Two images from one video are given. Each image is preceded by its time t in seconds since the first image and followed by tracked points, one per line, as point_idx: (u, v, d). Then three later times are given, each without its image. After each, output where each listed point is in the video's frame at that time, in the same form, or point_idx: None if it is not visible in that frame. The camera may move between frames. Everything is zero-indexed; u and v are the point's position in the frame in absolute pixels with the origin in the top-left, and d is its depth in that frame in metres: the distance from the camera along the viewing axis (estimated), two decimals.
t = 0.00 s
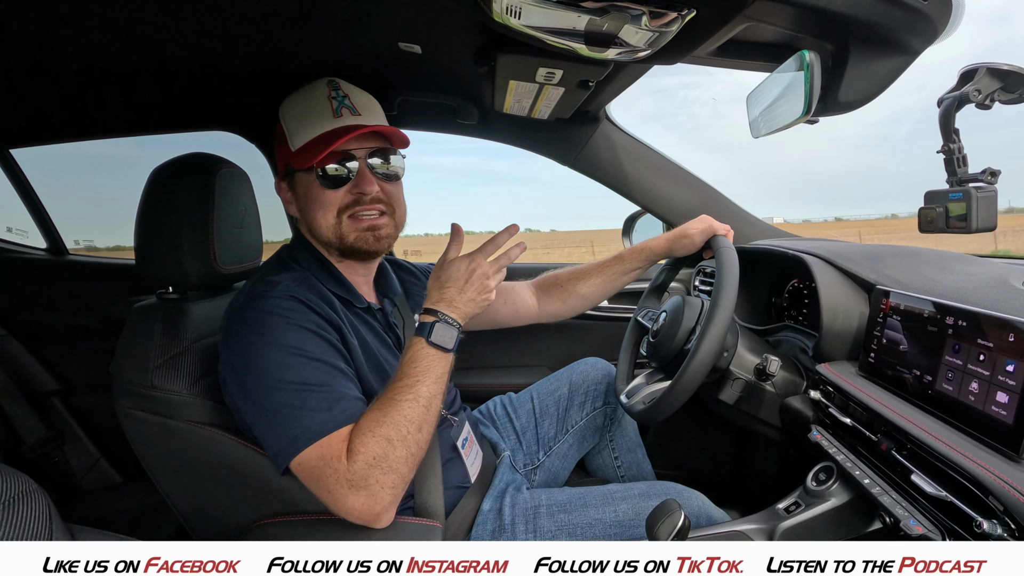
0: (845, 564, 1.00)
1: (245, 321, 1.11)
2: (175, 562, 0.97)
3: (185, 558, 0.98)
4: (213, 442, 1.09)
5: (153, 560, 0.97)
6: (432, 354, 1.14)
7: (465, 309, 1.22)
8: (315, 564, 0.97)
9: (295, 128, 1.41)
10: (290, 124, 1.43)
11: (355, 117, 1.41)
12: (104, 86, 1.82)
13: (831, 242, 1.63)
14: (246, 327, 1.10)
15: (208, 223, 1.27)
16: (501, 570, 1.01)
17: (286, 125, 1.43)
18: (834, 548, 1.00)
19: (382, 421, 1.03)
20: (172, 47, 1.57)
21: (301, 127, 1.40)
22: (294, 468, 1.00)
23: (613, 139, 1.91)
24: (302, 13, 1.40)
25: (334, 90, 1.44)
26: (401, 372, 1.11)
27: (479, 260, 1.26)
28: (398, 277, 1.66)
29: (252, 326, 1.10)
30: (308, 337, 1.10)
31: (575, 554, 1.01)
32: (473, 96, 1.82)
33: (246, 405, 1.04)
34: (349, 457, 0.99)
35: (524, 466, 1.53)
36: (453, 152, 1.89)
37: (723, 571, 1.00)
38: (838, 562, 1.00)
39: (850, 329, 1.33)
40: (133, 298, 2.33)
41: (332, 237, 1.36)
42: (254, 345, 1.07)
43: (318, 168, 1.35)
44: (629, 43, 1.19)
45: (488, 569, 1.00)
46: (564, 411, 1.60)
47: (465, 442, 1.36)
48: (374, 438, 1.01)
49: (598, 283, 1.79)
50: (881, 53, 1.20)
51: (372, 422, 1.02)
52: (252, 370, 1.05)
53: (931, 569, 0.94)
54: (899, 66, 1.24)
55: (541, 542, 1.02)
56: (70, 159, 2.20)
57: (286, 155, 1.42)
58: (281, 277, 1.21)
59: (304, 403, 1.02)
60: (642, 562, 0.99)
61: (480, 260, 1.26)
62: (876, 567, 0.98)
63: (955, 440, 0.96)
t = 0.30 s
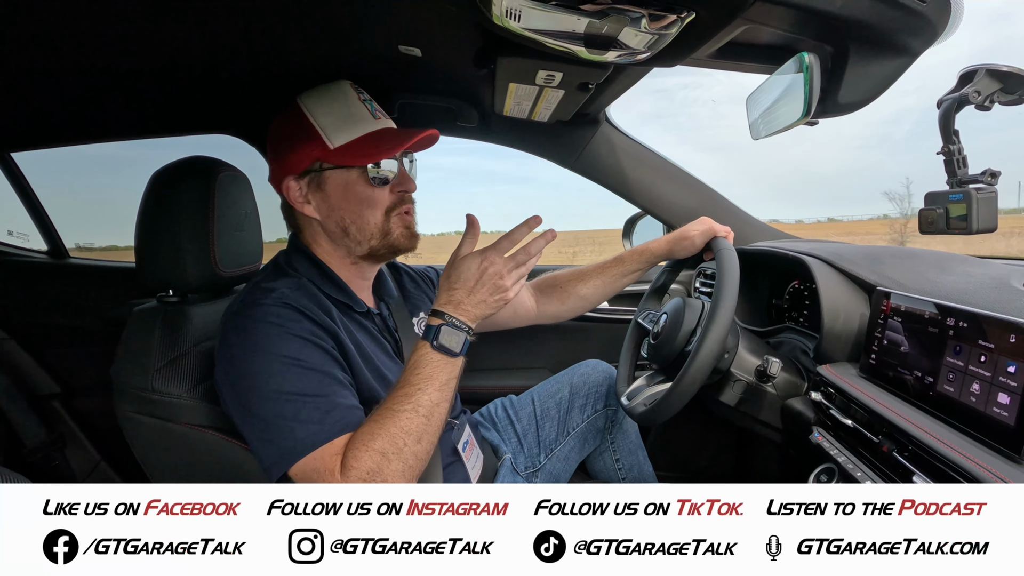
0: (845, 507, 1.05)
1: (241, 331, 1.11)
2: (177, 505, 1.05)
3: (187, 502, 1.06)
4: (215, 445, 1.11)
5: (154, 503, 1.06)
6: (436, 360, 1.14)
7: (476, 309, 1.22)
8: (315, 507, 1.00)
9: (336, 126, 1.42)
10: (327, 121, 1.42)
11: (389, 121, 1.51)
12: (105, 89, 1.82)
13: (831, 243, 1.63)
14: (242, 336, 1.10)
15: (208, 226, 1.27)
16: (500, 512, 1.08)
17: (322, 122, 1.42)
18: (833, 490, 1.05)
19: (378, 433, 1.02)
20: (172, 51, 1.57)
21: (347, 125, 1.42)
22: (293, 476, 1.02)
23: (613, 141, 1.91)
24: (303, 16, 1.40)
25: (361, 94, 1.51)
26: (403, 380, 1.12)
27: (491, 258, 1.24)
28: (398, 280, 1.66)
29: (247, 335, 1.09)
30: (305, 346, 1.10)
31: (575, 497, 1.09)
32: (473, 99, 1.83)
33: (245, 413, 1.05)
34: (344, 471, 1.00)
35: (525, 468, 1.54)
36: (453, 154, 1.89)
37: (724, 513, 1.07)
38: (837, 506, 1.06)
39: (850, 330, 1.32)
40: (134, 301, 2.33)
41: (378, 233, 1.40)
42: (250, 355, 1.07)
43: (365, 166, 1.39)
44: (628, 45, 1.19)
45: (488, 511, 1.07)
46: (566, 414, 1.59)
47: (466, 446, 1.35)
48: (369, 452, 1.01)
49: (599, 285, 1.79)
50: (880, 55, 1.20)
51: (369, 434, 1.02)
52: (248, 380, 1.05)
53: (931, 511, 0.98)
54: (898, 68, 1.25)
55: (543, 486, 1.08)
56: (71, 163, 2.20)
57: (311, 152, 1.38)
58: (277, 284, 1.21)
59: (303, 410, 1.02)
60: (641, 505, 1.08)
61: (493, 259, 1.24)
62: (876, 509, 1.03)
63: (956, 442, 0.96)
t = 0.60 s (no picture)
0: (845, 507, 1.05)
1: (244, 334, 1.10)
2: (178, 505, 1.05)
3: (187, 502, 1.07)
4: (214, 448, 1.10)
5: (154, 503, 1.06)
6: (437, 364, 1.13)
7: (476, 313, 1.20)
8: (315, 507, 1.00)
9: (350, 124, 1.42)
10: (340, 119, 1.41)
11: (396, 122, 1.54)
12: (107, 95, 1.83)
13: (831, 248, 1.63)
14: (246, 339, 1.10)
15: (209, 230, 1.27)
16: (500, 512, 1.09)
17: (336, 120, 1.41)
18: (833, 490, 1.06)
19: (379, 438, 1.01)
20: (174, 56, 1.58)
21: (361, 125, 1.43)
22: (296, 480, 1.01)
23: (613, 147, 1.92)
24: (304, 23, 1.41)
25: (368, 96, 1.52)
26: (405, 383, 1.11)
27: (493, 262, 1.21)
28: (398, 285, 1.66)
29: (250, 338, 1.09)
30: (309, 349, 1.09)
31: (575, 498, 1.10)
32: (473, 105, 1.83)
33: (246, 418, 1.05)
34: (345, 474, 1.00)
35: (525, 474, 1.54)
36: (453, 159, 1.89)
37: (723, 513, 1.08)
38: (837, 506, 1.06)
39: (851, 335, 1.32)
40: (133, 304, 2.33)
41: (393, 227, 1.41)
42: (253, 358, 1.07)
43: (380, 161, 1.41)
44: (628, 51, 1.20)
45: (488, 511, 1.09)
46: (566, 419, 1.59)
47: (465, 450, 1.35)
48: (370, 456, 1.00)
49: (599, 290, 1.79)
50: (880, 61, 1.21)
51: (370, 439, 1.01)
52: (250, 384, 1.05)
53: (931, 512, 0.97)
54: (896, 74, 1.25)
55: (543, 486, 1.09)
56: (73, 168, 2.21)
57: (329, 148, 1.38)
58: (281, 287, 1.21)
59: (304, 415, 1.02)
60: (641, 505, 1.09)
61: (494, 262, 1.21)
62: (876, 509, 1.03)
63: (958, 447, 0.96)
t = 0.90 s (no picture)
0: (845, 507, 1.06)
1: (243, 337, 1.10)
2: (178, 505, 1.06)
3: (187, 502, 1.07)
4: (214, 450, 1.10)
5: (155, 503, 1.06)
6: (420, 364, 1.11)
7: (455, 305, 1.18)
8: (315, 507, 0.99)
9: (341, 122, 1.43)
10: (332, 118, 1.43)
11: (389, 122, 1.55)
12: (108, 96, 1.84)
13: (830, 251, 1.63)
14: (245, 342, 1.09)
15: (208, 232, 1.27)
16: (500, 512, 1.11)
17: (328, 118, 1.43)
18: (833, 490, 1.07)
19: (367, 443, 1.00)
20: (174, 58, 1.58)
21: (352, 122, 1.44)
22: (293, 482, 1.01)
23: (613, 149, 1.92)
24: (304, 25, 1.41)
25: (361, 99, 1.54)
26: (390, 386, 1.09)
27: (462, 250, 1.19)
28: (397, 288, 1.66)
29: (250, 341, 1.09)
30: (307, 352, 1.09)
31: (575, 498, 1.10)
32: (473, 107, 1.84)
33: (245, 421, 1.04)
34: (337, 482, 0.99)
35: (524, 476, 1.54)
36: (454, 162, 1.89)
37: (723, 513, 1.09)
38: (837, 506, 1.07)
39: (850, 338, 1.32)
40: (133, 306, 2.33)
41: (388, 220, 1.40)
42: (252, 361, 1.06)
43: (373, 155, 1.42)
44: (628, 54, 1.20)
45: (488, 511, 1.10)
46: (565, 421, 1.58)
47: (464, 453, 1.35)
48: (360, 462, 0.99)
49: (599, 292, 1.79)
50: (879, 65, 1.21)
51: (359, 444, 1.00)
52: (248, 387, 1.05)
53: (931, 511, 0.97)
54: (896, 77, 1.25)
55: (543, 486, 1.10)
56: (72, 169, 2.21)
57: (322, 145, 1.39)
58: (281, 289, 1.21)
59: (302, 418, 1.01)
60: (641, 505, 1.10)
61: (464, 250, 1.19)
62: (876, 510, 1.04)
63: (957, 450, 0.96)
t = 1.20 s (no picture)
0: (845, 507, 1.07)
1: (239, 335, 1.10)
2: (178, 505, 1.06)
3: (188, 502, 1.07)
4: (214, 448, 1.10)
5: (155, 503, 1.07)
6: (388, 359, 1.07)
7: (414, 296, 1.11)
8: (315, 507, 1.00)
9: (342, 118, 1.42)
10: (333, 114, 1.42)
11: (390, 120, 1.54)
12: (106, 93, 1.83)
13: (830, 250, 1.63)
14: (242, 339, 1.09)
15: (208, 228, 1.27)
16: (500, 512, 1.11)
17: (329, 114, 1.42)
18: (833, 490, 1.08)
19: (344, 445, 0.99)
20: (173, 55, 1.58)
21: (353, 119, 1.44)
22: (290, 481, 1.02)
23: (613, 147, 1.92)
24: (304, 22, 1.40)
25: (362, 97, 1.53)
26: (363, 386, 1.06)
27: (402, 235, 1.11)
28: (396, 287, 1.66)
29: (246, 339, 1.09)
30: (302, 350, 1.09)
31: (575, 498, 1.11)
32: (472, 105, 1.83)
33: (240, 419, 1.05)
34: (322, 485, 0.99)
35: (523, 474, 1.53)
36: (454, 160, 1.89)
37: (723, 513, 1.10)
38: (837, 506, 1.08)
39: (850, 337, 1.32)
40: (132, 303, 2.33)
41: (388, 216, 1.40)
42: (248, 359, 1.07)
43: (373, 151, 1.41)
44: (628, 53, 1.20)
45: (488, 511, 1.11)
46: (564, 420, 1.59)
47: (463, 451, 1.35)
48: (341, 465, 0.99)
49: (598, 290, 1.79)
50: (879, 64, 1.21)
51: (338, 447, 1.00)
52: (245, 385, 1.05)
53: (931, 512, 0.97)
54: (895, 76, 1.25)
55: (543, 486, 1.11)
56: (71, 166, 2.20)
57: (324, 140, 1.38)
58: (280, 286, 1.21)
59: (296, 418, 1.02)
60: (641, 505, 1.10)
61: (403, 234, 1.10)
62: (875, 510, 1.04)
63: (955, 449, 0.96)
